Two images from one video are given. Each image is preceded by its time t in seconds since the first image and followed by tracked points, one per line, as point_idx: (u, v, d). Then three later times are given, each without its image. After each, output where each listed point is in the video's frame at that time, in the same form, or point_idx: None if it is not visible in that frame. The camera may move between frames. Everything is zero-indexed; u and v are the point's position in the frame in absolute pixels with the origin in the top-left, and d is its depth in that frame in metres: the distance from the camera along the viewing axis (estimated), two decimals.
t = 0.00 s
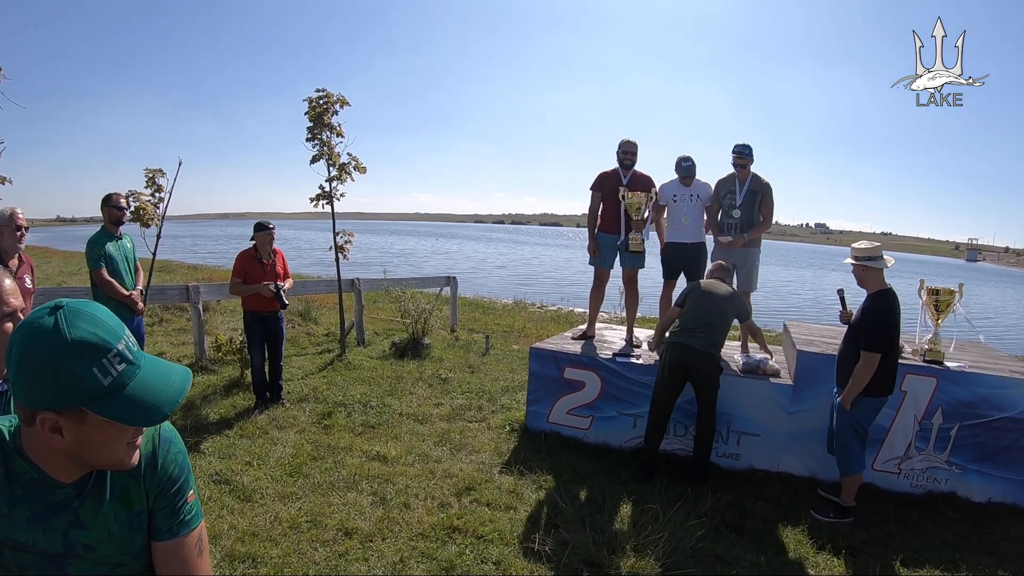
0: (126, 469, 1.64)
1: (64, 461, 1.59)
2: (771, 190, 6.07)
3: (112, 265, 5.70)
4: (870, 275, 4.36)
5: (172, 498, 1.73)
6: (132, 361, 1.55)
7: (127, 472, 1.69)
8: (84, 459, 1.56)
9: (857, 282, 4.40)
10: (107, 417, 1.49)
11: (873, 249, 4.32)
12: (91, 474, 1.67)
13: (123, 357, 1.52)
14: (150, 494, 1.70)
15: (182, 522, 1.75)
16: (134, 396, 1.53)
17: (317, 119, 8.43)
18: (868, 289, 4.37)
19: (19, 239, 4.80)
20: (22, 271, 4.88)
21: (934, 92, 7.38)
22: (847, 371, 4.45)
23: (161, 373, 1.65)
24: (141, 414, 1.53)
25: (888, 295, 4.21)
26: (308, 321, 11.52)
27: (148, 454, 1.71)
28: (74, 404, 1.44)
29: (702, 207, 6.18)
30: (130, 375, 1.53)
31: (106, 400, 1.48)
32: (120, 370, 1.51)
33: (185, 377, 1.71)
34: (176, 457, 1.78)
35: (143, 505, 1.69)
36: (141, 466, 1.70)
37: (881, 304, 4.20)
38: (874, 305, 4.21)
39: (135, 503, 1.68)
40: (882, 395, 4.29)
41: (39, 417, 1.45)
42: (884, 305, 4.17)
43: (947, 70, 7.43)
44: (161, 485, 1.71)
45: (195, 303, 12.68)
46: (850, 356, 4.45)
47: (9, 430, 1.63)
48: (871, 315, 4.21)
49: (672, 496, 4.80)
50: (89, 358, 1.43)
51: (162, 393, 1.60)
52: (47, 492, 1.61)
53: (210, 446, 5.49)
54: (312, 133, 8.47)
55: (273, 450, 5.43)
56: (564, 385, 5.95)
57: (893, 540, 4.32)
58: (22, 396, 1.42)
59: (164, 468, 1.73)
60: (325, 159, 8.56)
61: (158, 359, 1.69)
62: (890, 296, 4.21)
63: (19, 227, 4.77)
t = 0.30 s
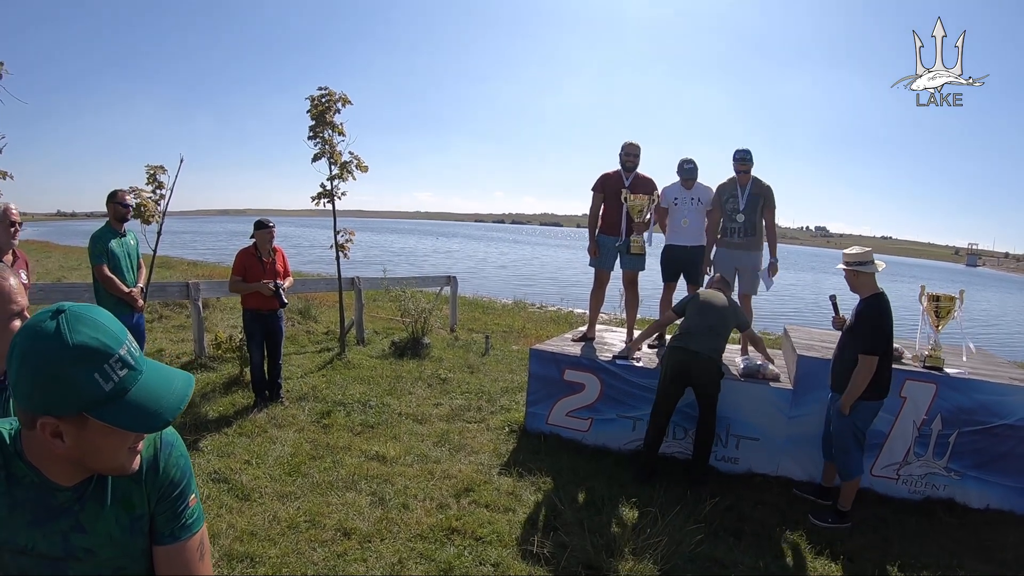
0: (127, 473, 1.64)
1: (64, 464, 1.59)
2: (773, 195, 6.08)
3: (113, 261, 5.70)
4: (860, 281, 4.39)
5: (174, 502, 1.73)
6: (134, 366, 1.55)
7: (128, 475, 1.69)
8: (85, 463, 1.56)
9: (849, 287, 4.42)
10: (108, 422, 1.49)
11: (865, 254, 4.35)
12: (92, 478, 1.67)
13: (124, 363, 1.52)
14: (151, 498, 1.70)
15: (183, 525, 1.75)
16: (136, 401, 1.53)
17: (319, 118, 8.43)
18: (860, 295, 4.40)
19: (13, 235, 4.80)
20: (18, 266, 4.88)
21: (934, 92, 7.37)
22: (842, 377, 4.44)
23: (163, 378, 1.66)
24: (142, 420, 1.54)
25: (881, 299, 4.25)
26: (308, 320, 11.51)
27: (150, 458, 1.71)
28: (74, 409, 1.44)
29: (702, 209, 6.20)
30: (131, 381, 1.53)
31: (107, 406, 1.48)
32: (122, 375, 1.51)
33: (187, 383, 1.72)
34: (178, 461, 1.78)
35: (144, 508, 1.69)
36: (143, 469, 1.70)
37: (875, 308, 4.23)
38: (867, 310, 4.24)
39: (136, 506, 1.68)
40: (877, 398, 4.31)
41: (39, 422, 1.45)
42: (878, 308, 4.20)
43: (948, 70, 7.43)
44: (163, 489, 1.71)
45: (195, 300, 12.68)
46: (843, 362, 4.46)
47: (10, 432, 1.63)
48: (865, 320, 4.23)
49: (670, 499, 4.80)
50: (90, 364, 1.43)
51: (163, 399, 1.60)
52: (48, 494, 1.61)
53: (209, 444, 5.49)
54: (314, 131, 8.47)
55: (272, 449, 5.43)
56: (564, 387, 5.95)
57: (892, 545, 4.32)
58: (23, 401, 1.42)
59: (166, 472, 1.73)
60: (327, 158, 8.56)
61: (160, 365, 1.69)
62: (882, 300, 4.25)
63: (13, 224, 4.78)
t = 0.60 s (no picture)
0: (122, 477, 1.63)
1: (59, 468, 1.58)
2: (771, 203, 6.11)
3: (114, 263, 5.69)
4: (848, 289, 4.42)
5: (169, 507, 1.72)
6: (130, 372, 1.55)
7: (123, 479, 1.68)
8: (80, 467, 1.55)
9: (839, 295, 4.42)
10: (103, 426, 1.49)
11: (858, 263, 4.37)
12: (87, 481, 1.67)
13: (120, 368, 1.51)
14: (146, 502, 1.69)
15: (178, 530, 1.74)
16: (132, 407, 1.53)
17: (319, 122, 8.46)
18: (849, 303, 4.42)
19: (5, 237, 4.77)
20: (12, 267, 4.87)
21: (934, 92, 7.40)
22: (830, 384, 4.43)
23: (159, 384, 1.65)
24: (138, 425, 1.53)
25: (870, 307, 4.28)
26: (306, 323, 11.50)
27: (145, 461, 1.71)
28: (70, 413, 1.43)
29: (701, 218, 6.21)
30: (127, 387, 1.53)
31: (103, 412, 1.48)
32: (118, 381, 1.50)
33: (183, 390, 1.72)
34: (173, 465, 1.78)
35: (139, 512, 1.68)
36: (138, 473, 1.69)
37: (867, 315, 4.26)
38: (859, 317, 4.26)
39: (131, 510, 1.67)
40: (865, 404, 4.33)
41: (34, 425, 1.44)
42: (871, 316, 4.23)
43: (947, 70, 7.43)
44: (158, 493, 1.71)
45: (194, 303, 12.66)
46: (831, 369, 4.45)
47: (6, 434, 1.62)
48: (856, 328, 4.26)
49: (666, 508, 4.78)
50: (87, 368, 1.43)
51: (159, 405, 1.59)
52: (42, 497, 1.60)
53: (205, 447, 5.47)
54: (314, 134, 8.50)
55: (268, 453, 5.40)
56: (560, 394, 5.94)
57: (887, 556, 4.30)
58: (19, 405, 1.41)
59: (161, 476, 1.72)
60: (327, 162, 8.58)
61: (156, 370, 1.69)
62: (873, 307, 4.28)
63: (6, 225, 4.75)
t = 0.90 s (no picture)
0: (114, 472, 1.62)
1: (51, 461, 1.56)
2: (769, 210, 6.14)
3: (109, 259, 5.68)
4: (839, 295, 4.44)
5: (161, 502, 1.71)
6: (126, 367, 1.54)
7: (115, 474, 1.67)
8: (73, 460, 1.54)
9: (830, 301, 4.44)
10: (98, 421, 1.48)
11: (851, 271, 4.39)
12: (79, 475, 1.65)
13: (117, 363, 1.51)
14: (138, 498, 1.68)
15: (169, 526, 1.73)
16: (127, 402, 1.52)
17: (319, 123, 8.46)
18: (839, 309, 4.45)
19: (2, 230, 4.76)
20: (9, 261, 4.85)
21: (934, 91, 7.44)
22: (819, 389, 4.45)
23: (154, 380, 1.65)
24: (133, 420, 1.53)
25: (861, 313, 4.32)
26: (303, 324, 11.46)
27: (138, 456, 1.69)
28: (66, 407, 1.43)
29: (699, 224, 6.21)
30: (123, 382, 1.52)
31: (100, 405, 1.47)
32: (114, 375, 1.50)
33: (178, 386, 1.71)
34: (166, 461, 1.76)
35: (131, 508, 1.67)
36: (130, 468, 1.68)
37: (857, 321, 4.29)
38: (851, 323, 4.29)
39: (123, 506, 1.66)
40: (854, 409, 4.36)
41: (29, 418, 1.43)
42: (862, 321, 4.26)
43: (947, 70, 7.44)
44: (150, 488, 1.69)
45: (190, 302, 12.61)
46: (819, 374, 4.47)
47: None
48: (846, 335, 4.29)
49: (660, 514, 4.77)
50: (84, 363, 1.42)
51: (154, 400, 1.59)
52: (34, 490, 1.59)
53: (199, 445, 5.44)
54: (314, 135, 8.50)
55: (262, 452, 5.38)
56: (556, 398, 5.94)
57: (881, 564, 4.30)
58: (15, 397, 1.40)
59: (154, 472, 1.71)
60: (326, 163, 8.58)
61: (151, 365, 1.68)
62: (863, 313, 4.32)
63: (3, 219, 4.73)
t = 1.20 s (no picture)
0: (110, 471, 1.61)
1: (47, 458, 1.55)
2: (765, 216, 6.12)
3: (100, 262, 5.66)
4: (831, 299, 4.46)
5: (156, 501, 1.70)
6: (123, 367, 1.53)
7: (110, 472, 1.66)
8: (70, 457, 1.54)
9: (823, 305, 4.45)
10: (94, 419, 1.48)
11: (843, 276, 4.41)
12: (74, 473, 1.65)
13: (114, 362, 1.51)
14: (134, 496, 1.67)
15: (164, 525, 1.72)
16: (124, 400, 1.51)
17: (318, 125, 8.47)
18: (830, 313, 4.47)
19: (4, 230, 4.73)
20: (8, 262, 4.83)
21: (934, 92, 7.49)
22: (813, 392, 4.45)
23: (150, 380, 1.64)
24: (129, 419, 1.52)
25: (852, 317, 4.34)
26: (300, 326, 11.43)
27: (133, 455, 1.69)
28: (64, 405, 1.42)
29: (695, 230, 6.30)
30: (119, 381, 1.52)
31: (96, 404, 1.46)
32: (110, 374, 1.49)
33: (175, 386, 1.70)
34: (161, 460, 1.76)
35: (126, 506, 1.66)
36: (126, 467, 1.67)
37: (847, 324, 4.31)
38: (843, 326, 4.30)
39: (118, 504, 1.65)
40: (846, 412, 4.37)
41: (27, 415, 1.43)
42: (853, 324, 4.28)
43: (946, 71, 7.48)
44: (145, 487, 1.69)
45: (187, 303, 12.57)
46: (813, 377, 4.47)
47: None
48: (838, 338, 4.31)
49: (655, 518, 4.77)
50: (81, 362, 1.42)
51: (149, 400, 1.58)
52: (29, 487, 1.58)
53: (195, 446, 5.42)
54: (313, 137, 8.50)
55: (258, 454, 5.36)
56: (552, 402, 5.93)
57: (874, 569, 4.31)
58: (12, 395, 1.40)
59: (149, 470, 1.71)
60: (325, 165, 8.58)
61: (147, 365, 1.68)
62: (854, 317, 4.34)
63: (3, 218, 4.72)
